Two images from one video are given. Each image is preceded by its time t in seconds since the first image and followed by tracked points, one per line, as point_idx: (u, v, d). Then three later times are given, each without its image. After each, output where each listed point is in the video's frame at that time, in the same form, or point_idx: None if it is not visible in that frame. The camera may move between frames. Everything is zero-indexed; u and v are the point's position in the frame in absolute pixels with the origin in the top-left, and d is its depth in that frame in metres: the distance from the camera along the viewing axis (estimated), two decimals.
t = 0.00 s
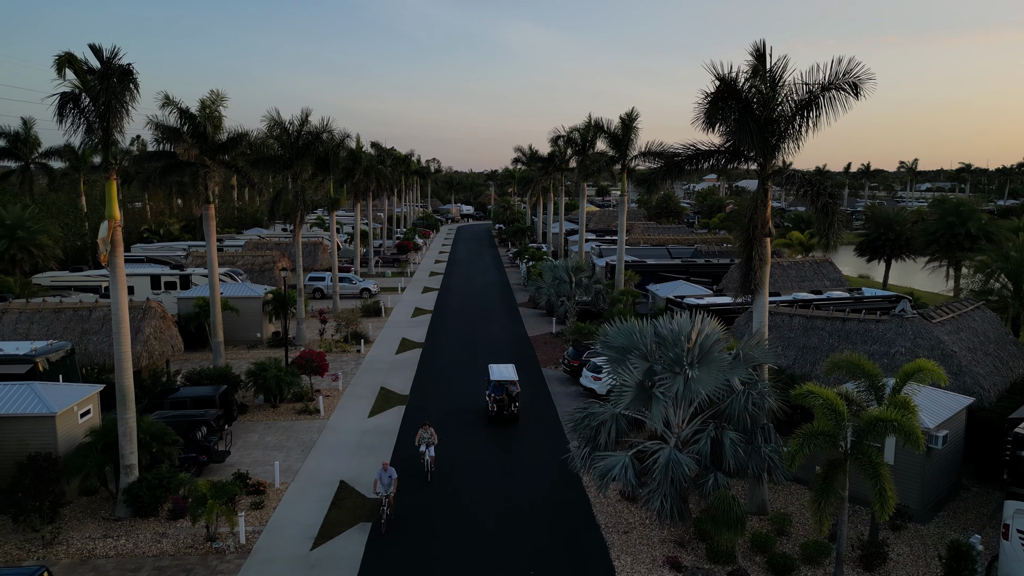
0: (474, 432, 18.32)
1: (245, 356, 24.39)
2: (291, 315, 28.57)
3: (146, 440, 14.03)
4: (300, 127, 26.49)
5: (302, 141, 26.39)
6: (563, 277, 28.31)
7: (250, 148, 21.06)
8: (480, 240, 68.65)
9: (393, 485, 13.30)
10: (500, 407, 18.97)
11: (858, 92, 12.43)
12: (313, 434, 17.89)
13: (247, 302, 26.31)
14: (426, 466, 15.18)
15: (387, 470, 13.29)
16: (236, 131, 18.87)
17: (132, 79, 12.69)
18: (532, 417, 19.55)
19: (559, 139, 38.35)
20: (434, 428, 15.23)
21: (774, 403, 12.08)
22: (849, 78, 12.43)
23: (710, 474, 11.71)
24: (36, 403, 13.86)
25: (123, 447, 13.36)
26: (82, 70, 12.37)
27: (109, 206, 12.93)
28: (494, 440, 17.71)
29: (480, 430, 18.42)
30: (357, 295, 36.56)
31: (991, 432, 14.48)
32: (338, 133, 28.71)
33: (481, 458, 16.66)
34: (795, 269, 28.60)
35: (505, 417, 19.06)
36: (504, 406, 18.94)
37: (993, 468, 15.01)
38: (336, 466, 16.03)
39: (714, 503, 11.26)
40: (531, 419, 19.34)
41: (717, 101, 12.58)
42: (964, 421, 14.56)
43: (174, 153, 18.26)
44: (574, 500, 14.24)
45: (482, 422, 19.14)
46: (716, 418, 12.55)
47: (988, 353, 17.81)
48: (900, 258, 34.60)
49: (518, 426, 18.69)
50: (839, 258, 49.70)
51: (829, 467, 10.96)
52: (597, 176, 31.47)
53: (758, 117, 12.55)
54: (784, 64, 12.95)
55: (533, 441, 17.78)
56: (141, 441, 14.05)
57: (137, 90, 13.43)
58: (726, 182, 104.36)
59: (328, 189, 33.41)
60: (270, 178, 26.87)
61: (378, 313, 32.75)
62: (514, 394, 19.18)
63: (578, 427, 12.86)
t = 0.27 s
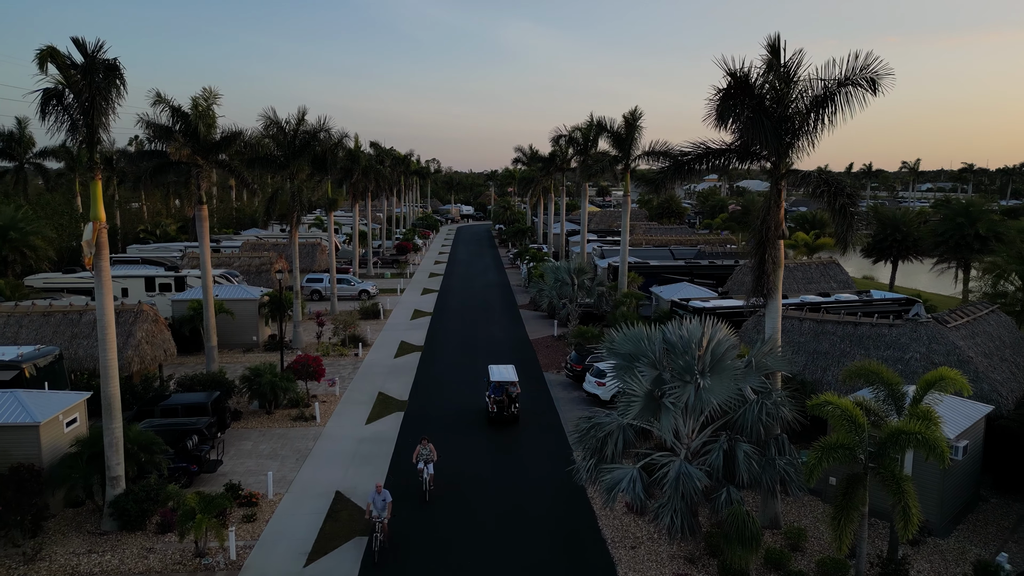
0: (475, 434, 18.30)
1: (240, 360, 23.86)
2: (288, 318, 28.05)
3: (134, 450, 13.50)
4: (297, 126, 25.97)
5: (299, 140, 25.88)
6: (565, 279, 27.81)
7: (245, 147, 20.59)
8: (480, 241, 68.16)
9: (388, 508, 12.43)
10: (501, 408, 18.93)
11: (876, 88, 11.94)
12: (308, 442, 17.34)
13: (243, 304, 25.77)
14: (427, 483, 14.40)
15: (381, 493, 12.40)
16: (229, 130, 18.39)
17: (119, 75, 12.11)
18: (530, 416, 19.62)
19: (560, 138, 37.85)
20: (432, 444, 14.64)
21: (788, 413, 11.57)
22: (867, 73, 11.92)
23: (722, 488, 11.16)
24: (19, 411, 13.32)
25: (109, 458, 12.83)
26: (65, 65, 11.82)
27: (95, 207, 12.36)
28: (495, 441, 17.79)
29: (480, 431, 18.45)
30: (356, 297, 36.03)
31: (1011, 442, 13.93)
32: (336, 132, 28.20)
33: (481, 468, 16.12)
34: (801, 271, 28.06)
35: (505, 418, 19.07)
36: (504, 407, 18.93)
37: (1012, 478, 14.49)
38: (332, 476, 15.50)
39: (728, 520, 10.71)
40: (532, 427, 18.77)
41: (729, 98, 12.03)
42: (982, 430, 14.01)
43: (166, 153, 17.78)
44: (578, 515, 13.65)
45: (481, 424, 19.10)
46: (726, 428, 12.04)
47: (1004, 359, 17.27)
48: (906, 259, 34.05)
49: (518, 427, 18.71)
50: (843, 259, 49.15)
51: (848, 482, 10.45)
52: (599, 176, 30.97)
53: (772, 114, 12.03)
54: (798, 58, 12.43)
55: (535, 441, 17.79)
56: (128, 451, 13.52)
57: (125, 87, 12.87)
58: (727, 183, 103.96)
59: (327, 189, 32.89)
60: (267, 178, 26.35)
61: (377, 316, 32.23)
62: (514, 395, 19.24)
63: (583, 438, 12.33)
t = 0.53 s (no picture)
0: (474, 433, 18.44)
1: (235, 364, 23.35)
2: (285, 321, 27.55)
3: (121, 461, 12.99)
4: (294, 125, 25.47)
5: (296, 139, 25.39)
6: (567, 281, 27.30)
7: (239, 146, 20.14)
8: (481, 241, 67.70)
9: (382, 536, 11.66)
10: (500, 409, 18.96)
11: (895, 84, 11.40)
12: (304, 450, 16.85)
13: (239, 307, 25.27)
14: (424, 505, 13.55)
15: (374, 520, 11.63)
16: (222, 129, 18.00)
17: (104, 70, 11.68)
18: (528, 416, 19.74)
19: (562, 138, 37.36)
20: (430, 461, 13.85)
21: (804, 424, 11.09)
22: (886, 68, 11.36)
23: (735, 502, 10.65)
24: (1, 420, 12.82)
25: (95, 469, 12.32)
26: (47, 60, 11.34)
27: (79, 207, 11.86)
28: (497, 441, 17.98)
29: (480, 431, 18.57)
30: (354, 299, 35.54)
31: None
32: (334, 131, 27.72)
33: (482, 478, 15.62)
34: (807, 273, 27.55)
35: (505, 419, 19.09)
36: (504, 408, 18.96)
37: None
38: (328, 486, 14.99)
39: (742, 539, 10.21)
40: (534, 437, 18.23)
41: (741, 94, 11.52)
42: (1002, 440, 13.50)
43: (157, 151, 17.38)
44: (583, 532, 13.10)
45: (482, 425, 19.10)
46: (738, 439, 11.56)
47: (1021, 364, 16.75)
48: (913, 261, 33.54)
49: (517, 428, 18.81)
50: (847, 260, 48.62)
51: (869, 498, 9.95)
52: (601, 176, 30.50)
53: (786, 111, 11.50)
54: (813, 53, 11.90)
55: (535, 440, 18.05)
56: (115, 461, 13.02)
57: (109, 83, 12.42)
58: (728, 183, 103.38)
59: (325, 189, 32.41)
60: (263, 178, 25.87)
61: (376, 318, 31.74)
62: (515, 395, 19.18)
63: (589, 449, 11.83)
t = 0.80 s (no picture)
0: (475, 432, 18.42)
1: (231, 369, 22.89)
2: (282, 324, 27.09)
3: (108, 472, 12.54)
4: (291, 125, 25.03)
5: (293, 139, 24.96)
6: (569, 283, 26.82)
7: (235, 146, 19.75)
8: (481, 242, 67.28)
9: (377, 565, 10.86)
10: (500, 410, 18.82)
11: (915, 80, 10.91)
12: (300, 458, 16.37)
13: (235, 310, 24.82)
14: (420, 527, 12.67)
15: (369, 549, 10.79)
16: (217, 128, 17.69)
17: (90, 65, 11.28)
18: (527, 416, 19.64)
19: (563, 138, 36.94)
20: (428, 482, 12.71)
21: (820, 435, 10.62)
22: (906, 63, 10.86)
23: (748, 518, 10.18)
24: None
25: (81, 480, 11.87)
26: (29, 54, 10.89)
27: (63, 208, 11.41)
28: (496, 440, 17.93)
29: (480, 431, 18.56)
30: (354, 301, 35.09)
31: None
32: (333, 132, 27.34)
33: (483, 487, 15.15)
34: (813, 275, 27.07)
35: (505, 419, 18.91)
36: (504, 408, 18.83)
37: None
38: (324, 496, 14.52)
39: (755, 557, 9.74)
40: (534, 444, 17.73)
41: (754, 91, 11.07)
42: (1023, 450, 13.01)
43: (150, 151, 17.05)
44: (587, 547, 12.61)
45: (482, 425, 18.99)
46: (749, 449, 11.10)
47: None
48: (920, 263, 33.05)
49: (518, 428, 18.70)
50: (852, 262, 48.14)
51: (890, 515, 9.48)
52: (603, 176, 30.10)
53: (800, 107, 11.02)
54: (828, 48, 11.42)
55: (536, 440, 17.97)
56: (101, 472, 12.57)
57: (96, 78, 11.98)
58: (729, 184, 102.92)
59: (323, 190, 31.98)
60: (260, 179, 25.43)
61: (375, 321, 31.27)
62: (515, 395, 19.00)
63: (594, 460, 11.36)
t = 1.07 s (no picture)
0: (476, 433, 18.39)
1: (228, 373, 22.47)
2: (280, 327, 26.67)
3: (96, 482, 12.11)
4: (289, 125, 24.64)
5: (291, 140, 24.57)
6: (572, 286, 26.39)
7: (232, 146, 19.38)
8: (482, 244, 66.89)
9: None
10: (500, 411, 18.74)
11: (934, 77, 10.52)
12: (296, 466, 15.92)
13: (232, 313, 24.40)
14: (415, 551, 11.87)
15: None
16: (212, 128, 17.33)
17: (77, 62, 10.90)
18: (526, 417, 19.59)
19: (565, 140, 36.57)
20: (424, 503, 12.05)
21: (836, 446, 10.20)
22: (924, 60, 10.47)
23: (762, 533, 9.74)
24: None
25: (68, 492, 11.42)
26: (13, 49, 10.51)
27: (50, 210, 11.02)
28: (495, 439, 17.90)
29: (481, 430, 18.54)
30: (353, 304, 34.67)
31: None
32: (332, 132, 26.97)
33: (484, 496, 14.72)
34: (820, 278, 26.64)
35: (505, 420, 18.81)
36: (504, 409, 18.75)
37: None
38: (320, 505, 14.07)
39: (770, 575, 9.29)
40: (534, 444, 17.61)
41: (767, 89, 10.68)
42: None
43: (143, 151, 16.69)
44: (593, 560, 12.17)
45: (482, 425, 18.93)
46: (761, 460, 10.69)
47: None
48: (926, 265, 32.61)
49: (517, 429, 18.62)
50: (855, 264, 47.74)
51: (912, 531, 9.03)
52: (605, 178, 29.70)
53: (815, 105, 10.65)
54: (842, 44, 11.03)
55: (536, 441, 17.82)
56: (90, 483, 12.14)
57: (84, 75, 11.60)
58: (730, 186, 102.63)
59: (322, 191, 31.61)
60: (257, 180, 25.04)
61: (374, 324, 30.85)
62: (515, 396, 18.91)
63: (600, 472, 10.93)
